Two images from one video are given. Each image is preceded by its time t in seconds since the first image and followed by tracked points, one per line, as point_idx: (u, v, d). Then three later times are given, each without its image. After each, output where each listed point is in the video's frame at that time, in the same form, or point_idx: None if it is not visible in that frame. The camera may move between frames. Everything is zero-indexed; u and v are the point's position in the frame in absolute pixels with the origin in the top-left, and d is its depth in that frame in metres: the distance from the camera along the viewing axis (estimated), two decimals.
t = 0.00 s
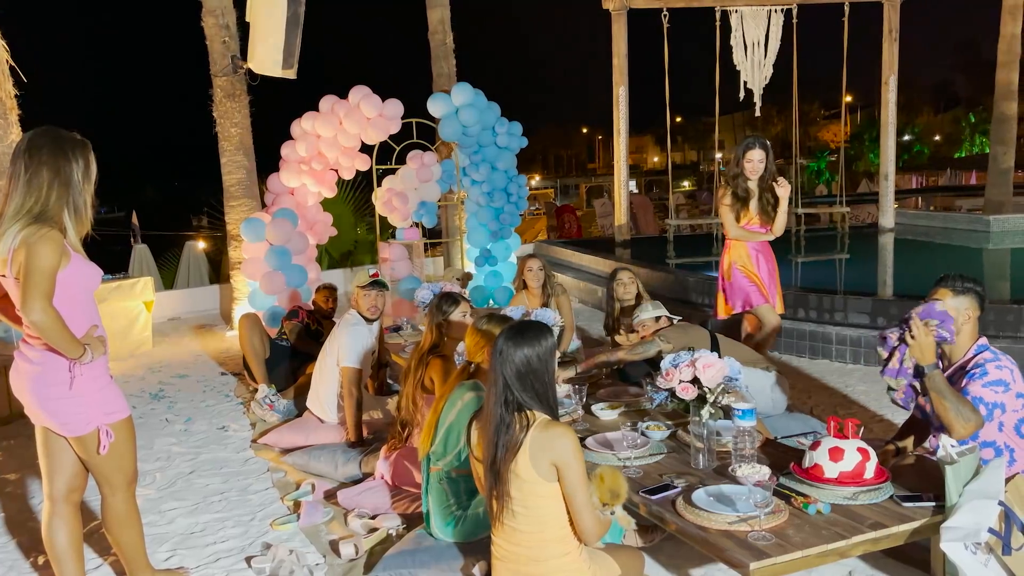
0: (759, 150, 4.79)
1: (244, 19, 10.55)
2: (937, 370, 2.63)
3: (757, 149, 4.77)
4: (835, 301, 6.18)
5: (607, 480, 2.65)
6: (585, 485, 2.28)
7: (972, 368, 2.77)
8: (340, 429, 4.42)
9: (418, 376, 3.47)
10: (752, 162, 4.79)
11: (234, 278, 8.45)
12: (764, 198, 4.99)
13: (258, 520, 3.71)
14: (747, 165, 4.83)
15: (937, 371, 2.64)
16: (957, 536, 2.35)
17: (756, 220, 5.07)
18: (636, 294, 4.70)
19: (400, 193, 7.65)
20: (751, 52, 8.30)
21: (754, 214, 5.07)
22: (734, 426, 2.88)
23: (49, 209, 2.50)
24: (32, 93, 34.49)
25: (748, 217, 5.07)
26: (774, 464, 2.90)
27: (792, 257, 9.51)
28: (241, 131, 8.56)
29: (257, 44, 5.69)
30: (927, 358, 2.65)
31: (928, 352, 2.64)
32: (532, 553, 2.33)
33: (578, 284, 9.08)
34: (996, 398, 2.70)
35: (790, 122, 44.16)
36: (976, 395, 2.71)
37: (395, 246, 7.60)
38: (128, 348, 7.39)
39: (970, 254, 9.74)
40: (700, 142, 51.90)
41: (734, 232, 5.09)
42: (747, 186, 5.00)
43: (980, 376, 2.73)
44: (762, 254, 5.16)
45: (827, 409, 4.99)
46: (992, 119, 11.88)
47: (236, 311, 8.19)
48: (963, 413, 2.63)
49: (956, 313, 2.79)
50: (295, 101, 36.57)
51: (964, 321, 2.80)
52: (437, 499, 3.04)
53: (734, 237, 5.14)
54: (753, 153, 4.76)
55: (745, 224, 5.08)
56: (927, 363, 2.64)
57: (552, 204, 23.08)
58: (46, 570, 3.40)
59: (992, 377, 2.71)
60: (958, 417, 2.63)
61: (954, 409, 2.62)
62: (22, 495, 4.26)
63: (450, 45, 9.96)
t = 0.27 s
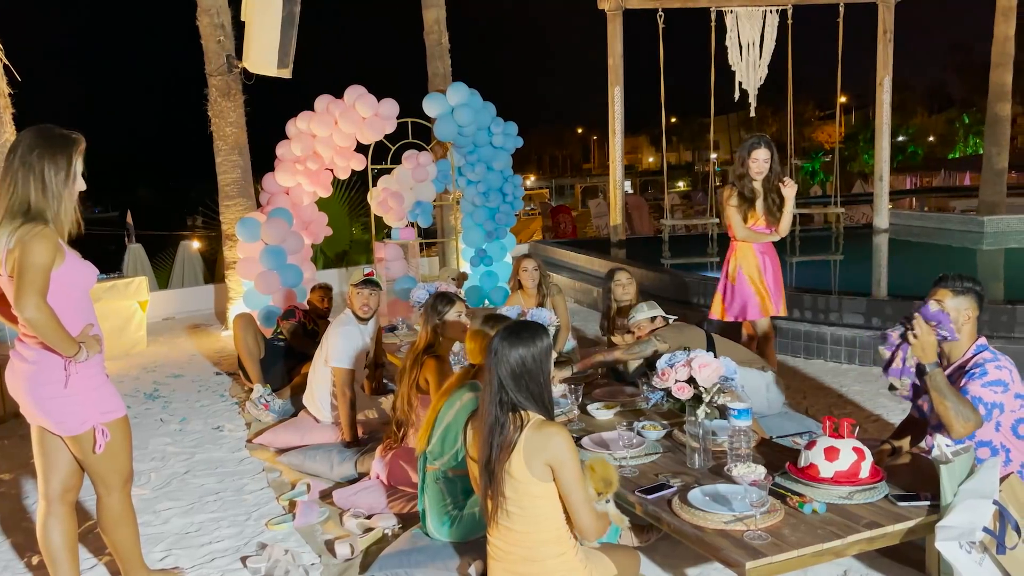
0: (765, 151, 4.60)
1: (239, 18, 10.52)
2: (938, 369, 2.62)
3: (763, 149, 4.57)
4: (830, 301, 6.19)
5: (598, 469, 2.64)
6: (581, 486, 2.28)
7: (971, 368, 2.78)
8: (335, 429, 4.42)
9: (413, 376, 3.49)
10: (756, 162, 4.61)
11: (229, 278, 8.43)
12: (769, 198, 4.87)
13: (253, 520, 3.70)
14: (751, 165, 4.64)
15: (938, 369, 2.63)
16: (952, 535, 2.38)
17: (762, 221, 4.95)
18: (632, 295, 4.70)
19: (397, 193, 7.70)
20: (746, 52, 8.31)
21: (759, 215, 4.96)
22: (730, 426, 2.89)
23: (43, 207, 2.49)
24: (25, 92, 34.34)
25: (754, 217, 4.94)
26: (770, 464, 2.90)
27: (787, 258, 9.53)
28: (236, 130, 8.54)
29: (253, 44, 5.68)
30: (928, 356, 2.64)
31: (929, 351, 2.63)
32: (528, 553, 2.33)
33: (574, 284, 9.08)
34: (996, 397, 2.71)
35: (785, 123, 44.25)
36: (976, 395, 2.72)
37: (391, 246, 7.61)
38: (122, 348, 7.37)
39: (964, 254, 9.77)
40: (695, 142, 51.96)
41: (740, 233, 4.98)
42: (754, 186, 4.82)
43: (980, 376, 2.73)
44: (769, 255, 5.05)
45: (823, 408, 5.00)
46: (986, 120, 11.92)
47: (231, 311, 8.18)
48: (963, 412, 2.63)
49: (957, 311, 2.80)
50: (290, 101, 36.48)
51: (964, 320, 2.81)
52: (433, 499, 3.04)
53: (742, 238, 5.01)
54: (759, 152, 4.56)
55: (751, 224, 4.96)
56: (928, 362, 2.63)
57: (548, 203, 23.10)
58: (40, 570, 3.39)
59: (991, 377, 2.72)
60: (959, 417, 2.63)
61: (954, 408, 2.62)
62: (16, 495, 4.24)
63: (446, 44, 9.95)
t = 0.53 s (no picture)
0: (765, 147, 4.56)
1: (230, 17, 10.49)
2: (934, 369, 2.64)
3: (762, 144, 4.54)
4: (821, 301, 6.22)
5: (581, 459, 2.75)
6: (575, 486, 2.28)
7: (964, 369, 2.79)
8: (326, 429, 4.40)
9: (404, 376, 3.47)
10: (757, 158, 4.56)
11: (220, 277, 8.40)
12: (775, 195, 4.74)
13: (243, 521, 3.69)
14: (752, 162, 4.59)
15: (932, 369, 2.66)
16: (942, 534, 2.37)
17: (766, 219, 4.83)
18: (626, 295, 4.70)
19: (389, 193, 7.62)
20: (738, 53, 8.34)
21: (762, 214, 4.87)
22: (721, 425, 2.89)
23: (31, 205, 2.48)
24: (14, 91, 34.14)
25: (760, 215, 4.82)
26: (761, 464, 2.91)
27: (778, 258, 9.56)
28: (227, 129, 8.51)
29: (244, 42, 5.66)
30: (926, 356, 2.66)
31: (927, 351, 2.65)
32: (521, 553, 2.32)
33: (566, 284, 9.09)
34: (988, 398, 2.73)
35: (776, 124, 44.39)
36: (969, 395, 2.73)
37: (382, 245, 7.57)
38: (112, 348, 7.33)
39: (954, 254, 9.82)
40: (687, 142, 52.08)
41: (747, 232, 4.85)
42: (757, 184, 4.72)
43: (972, 376, 2.75)
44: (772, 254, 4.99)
45: (814, 408, 5.01)
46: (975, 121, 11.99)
47: (222, 310, 8.15)
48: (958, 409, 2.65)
49: (954, 309, 2.80)
50: (281, 100, 36.37)
51: (959, 319, 2.81)
52: (426, 499, 3.03)
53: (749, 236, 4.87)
54: (760, 148, 4.52)
55: (758, 223, 4.85)
56: (926, 361, 2.66)
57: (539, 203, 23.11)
58: (29, 571, 3.37)
59: (984, 377, 2.73)
60: (952, 416, 2.65)
61: (949, 407, 2.64)
62: (5, 495, 4.21)
63: (438, 44, 9.94)
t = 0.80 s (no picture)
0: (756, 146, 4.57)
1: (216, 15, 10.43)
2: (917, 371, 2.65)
3: (754, 144, 4.53)
4: (807, 301, 6.25)
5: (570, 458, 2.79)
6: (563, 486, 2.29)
7: (949, 370, 2.81)
8: (313, 430, 4.38)
9: (391, 376, 3.45)
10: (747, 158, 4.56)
11: (205, 277, 8.35)
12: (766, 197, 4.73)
13: (228, 523, 3.67)
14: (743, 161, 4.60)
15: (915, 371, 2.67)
16: (925, 533, 2.40)
17: (759, 221, 4.83)
18: (614, 295, 4.70)
19: (377, 192, 7.61)
20: (725, 54, 8.37)
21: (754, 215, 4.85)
22: (708, 425, 2.90)
23: (13, 204, 2.45)
24: None
25: (751, 217, 4.82)
26: (747, 464, 2.92)
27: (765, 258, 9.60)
28: (213, 128, 8.46)
29: (230, 41, 5.63)
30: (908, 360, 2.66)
31: (909, 354, 2.64)
32: (508, 555, 2.32)
33: (554, 284, 9.09)
34: (973, 399, 2.75)
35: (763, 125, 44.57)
36: (954, 397, 2.75)
37: (370, 245, 7.54)
38: (96, 349, 7.27)
39: (939, 255, 9.89)
40: (675, 143, 52.22)
41: (738, 233, 4.86)
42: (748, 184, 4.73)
43: (957, 378, 2.76)
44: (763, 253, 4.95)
45: (800, 408, 5.04)
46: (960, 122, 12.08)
47: (208, 311, 8.10)
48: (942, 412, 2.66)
49: (937, 311, 2.82)
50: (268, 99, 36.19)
51: (942, 321, 2.83)
52: (412, 500, 3.02)
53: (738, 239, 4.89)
54: (751, 149, 4.52)
55: (749, 224, 4.84)
56: (908, 364, 2.66)
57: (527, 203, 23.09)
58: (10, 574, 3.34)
59: (969, 378, 2.75)
60: (937, 418, 2.66)
61: (932, 409, 2.65)
62: None
63: (426, 43, 9.92)
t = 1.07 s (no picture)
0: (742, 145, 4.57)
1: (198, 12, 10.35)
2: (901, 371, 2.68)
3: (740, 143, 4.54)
4: (790, 300, 6.29)
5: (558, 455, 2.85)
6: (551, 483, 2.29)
7: (930, 369, 2.83)
8: (296, 430, 4.36)
9: (375, 376, 3.43)
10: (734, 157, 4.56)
11: (188, 277, 8.29)
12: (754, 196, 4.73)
13: (211, 524, 3.64)
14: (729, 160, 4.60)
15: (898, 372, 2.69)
16: (906, 530, 2.40)
17: (745, 219, 4.80)
18: (598, 294, 4.69)
19: (360, 192, 7.65)
20: (709, 53, 8.39)
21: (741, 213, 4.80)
22: (691, 424, 2.90)
23: None
24: None
25: (736, 215, 4.80)
26: (731, 462, 2.93)
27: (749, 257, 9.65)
28: (195, 127, 8.40)
29: (212, 39, 5.60)
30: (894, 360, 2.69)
31: (895, 354, 2.67)
32: (493, 555, 2.31)
33: (540, 284, 9.10)
34: (953, 398, 2.77)
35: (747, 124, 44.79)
36: (935, 397, 2.77)
37: (354, 244, 7.49)
38: (77, 349, 7.20)
39: (921, 254, 9.97)
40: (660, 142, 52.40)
41: (721, 233, 4.84)
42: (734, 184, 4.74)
43: (938, 378, 2.78)
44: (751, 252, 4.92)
45: (784, 406, 5.06)
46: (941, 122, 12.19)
47: (191, 310, 8.05)
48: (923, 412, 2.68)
49: (917, 310, 2.84)
50: (252, 98, 35.98)
51: (922, 320, 2.85)
52: (396, 500, 3.00)
53: (723, 238, 4.87)
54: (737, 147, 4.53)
55: (733, 223, 4.81)
56: (893, 365, 2.68)
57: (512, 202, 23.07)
58: None
59: (950, 378, 2.77)
60: (919, 419, 2.68)
61: (916, 409, 2.67)
62: None
63: (410, 42, 9.89)
